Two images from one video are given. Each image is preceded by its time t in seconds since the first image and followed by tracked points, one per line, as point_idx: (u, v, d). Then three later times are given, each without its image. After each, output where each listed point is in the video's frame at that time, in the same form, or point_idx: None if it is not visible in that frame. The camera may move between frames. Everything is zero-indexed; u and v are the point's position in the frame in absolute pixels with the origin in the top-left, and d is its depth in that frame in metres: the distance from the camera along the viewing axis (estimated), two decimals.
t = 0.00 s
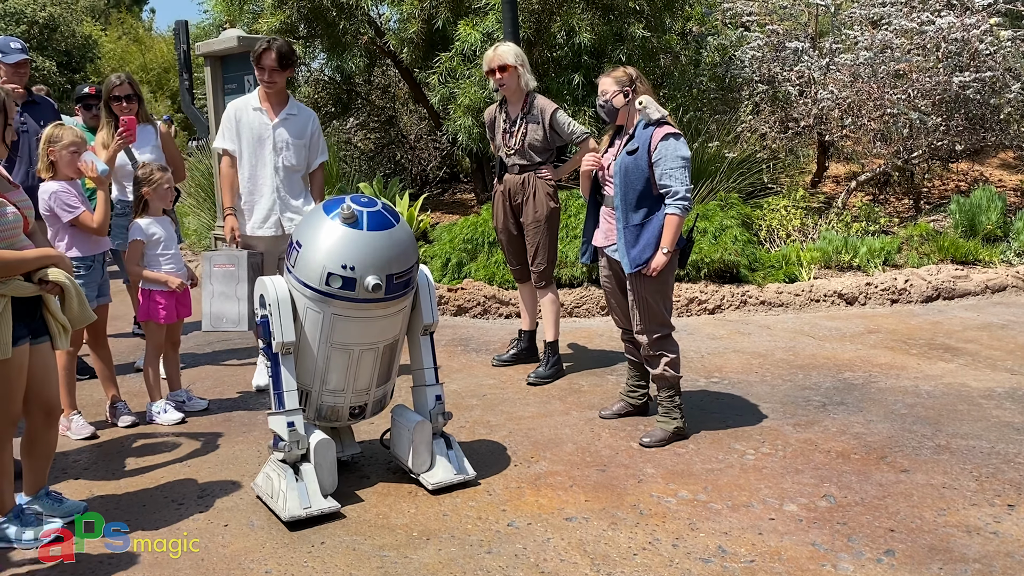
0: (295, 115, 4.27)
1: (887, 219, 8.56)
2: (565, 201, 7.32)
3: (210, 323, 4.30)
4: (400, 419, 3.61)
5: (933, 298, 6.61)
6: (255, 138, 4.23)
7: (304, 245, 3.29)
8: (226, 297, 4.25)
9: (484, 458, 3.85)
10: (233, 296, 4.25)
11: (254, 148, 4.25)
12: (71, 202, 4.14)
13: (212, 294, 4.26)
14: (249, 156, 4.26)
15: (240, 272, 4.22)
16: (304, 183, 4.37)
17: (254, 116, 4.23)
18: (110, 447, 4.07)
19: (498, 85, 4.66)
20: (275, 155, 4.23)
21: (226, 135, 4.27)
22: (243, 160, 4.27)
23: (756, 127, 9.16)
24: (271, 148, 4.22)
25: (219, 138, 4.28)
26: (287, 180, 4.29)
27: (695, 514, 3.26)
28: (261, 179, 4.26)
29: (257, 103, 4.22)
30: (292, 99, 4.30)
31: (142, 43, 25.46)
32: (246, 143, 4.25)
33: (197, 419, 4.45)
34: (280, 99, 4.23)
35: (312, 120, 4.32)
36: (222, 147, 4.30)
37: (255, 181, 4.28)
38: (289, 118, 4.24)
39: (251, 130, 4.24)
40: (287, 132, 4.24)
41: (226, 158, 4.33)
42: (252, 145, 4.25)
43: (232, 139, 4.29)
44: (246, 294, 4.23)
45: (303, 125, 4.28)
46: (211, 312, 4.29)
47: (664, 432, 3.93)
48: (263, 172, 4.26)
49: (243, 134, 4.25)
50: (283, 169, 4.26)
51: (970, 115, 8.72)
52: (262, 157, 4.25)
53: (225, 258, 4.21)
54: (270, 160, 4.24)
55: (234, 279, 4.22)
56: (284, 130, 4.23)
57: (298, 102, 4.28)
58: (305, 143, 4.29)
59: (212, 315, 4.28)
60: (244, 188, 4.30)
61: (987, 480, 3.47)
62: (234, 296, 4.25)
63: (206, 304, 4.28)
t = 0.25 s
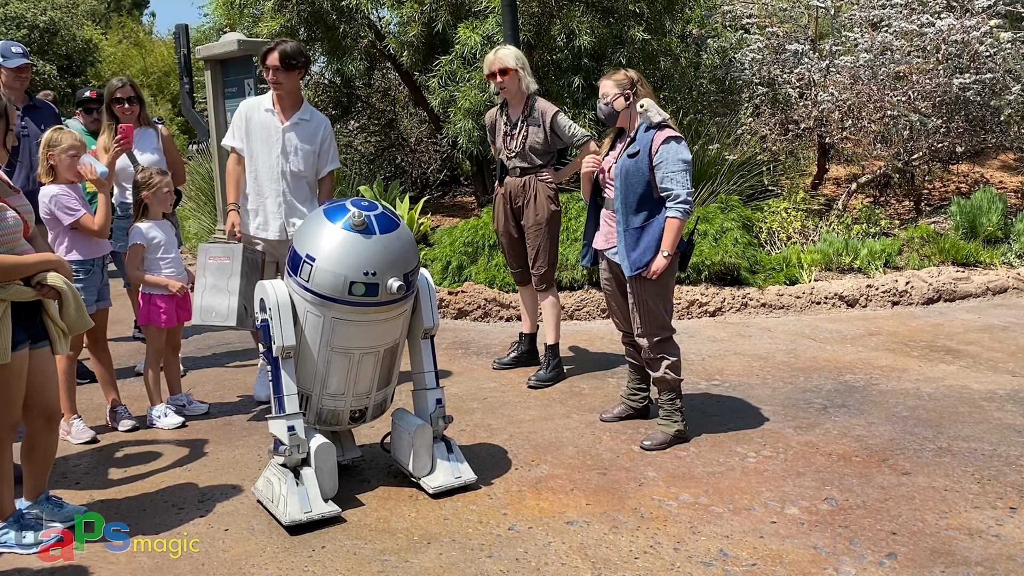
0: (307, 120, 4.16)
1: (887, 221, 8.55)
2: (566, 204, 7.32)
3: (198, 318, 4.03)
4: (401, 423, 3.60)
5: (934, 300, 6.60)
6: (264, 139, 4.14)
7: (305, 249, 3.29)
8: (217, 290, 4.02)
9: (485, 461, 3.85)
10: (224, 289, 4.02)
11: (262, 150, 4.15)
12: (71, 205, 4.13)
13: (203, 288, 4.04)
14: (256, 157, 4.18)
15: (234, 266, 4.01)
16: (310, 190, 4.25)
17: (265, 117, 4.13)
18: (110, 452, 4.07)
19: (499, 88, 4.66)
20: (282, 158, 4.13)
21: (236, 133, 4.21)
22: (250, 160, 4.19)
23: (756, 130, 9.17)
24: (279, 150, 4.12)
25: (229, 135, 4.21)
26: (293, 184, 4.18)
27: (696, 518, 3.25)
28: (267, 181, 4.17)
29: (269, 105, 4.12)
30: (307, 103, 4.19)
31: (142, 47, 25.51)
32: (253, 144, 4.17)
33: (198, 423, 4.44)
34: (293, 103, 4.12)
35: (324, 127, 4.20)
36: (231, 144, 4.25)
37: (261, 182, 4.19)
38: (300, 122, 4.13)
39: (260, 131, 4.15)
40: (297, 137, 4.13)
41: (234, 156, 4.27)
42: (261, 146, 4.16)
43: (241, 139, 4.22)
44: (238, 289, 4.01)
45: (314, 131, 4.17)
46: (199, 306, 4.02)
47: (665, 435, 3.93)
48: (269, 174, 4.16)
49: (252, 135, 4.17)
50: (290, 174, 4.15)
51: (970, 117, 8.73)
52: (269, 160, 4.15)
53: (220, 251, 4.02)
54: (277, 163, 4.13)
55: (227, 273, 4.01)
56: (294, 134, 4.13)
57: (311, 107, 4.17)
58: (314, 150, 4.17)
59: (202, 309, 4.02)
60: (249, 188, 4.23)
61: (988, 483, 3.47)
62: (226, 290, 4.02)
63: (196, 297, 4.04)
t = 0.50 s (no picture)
0: (310, 126, 4.13)
1: (888, 223, 8.56)
2: (566, 206, 7.32)
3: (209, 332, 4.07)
4: (402, 426, 3.60)
5: (934, 302, 6.61)
6: (267, 145, 4.10)
7: (307, 252, 3.29)
8: (223, 302, 4.03)
9: (486, 464, 3.85)
10: (230, 300, 4.03)
11: (265, 155, 4.11)
12: (71, 208, 4.14)
13: (210, 301, 4.05)
14: (258, 162, 4.13)
15: (236, 276, 4.01)
16: (313, 197, 4.20)
17: (268, 122, 4.09)
18: (112, 456, 4.07)
19: (500, 91, 4.67)
20: (286, 164, 4.09)
21: (238, 138, 4.15)
22: (252, 165, 4.14)
23: (756, 132, 9.20)
24: (282, 156, 4.08)
25: (231, 140, 4.16)
26: (295, 191, 4.14)
27: (698, 521, 3.25)
28: (269, 187, 4.12)
29: (272, 110, 4.08)
30: (310, 108, 4.16)
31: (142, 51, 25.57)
32: (256, 149, 4.12)
33: (199, 426, 4.44)
34: (296, 108, 4.08)
35: (328, 132, 4.17)
36: (233, 149, 4.18)
37: (263, 188, 4.14)
38: (303, 128, 4.10)
39: (262, 137, 4.10)
40: (300, 143, 4.10)
41: (236, 161, 4.21)
42: (263, 151, 4.11)
43: (243, 144, 4.16)
44: (243, 298, 4.02)
45: (317, 136, 4.14)
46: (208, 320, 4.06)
47: (667, 438, 3.92)
48: (273, 180, 4.12)
49: (254, 140, 4.12)
50: (293, 179, 4.11)
51: (970, 118, 8.70)
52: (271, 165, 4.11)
53: (221, 262, 4.00)
54: (280, 168, 4.09)
55: (231, 284, 4.00)
56: (297, 140, 4.09)
57: (314, 112, 4.14)
58: (317, 156, 4.14)
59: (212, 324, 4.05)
60: (251, 194, 4.17)
61: (990, 485, 3.46)
62: (232, 301, 4.03)
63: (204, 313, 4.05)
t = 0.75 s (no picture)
0: (304, 128, 4.13)
1: (889, 226, 8.56)
2: (567, 210, 7.33)
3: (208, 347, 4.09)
4: (404, 430, 3.60)
5: (936, 305, 6.61)
6: (262, 151, 4.10)
7: (308, 255, 3.29)
8: (221, 319, 4.03)
9: (487, 468, 3.85)
10: (227, 317, 4.03)
11: (261, 162, 4.11)
12: (72, 212, 4.14)
13: (208, 317, 4.05)
14: (255, 169, 4.12)
15: (234, 292, 3.99)
16: (312, 199, 4.21)
17: (262, 128, 4.10)
18: (114, 460, 4.07)
19: (502, 95, 4.68)
20: (283, 169, 4.09)
21: (232, 147, 4.15)
22: (249, 173, 4.13)
23: (756, 136, 9.23)
24: (279, 161, 4.08)
25: (225, 151, 4.15)
26: (295, 195, 4.13)
27: (700, 524, 3.25)
28: (268, 194, 4.12)
29: (264, 115, 4.09)
30: (301, 111, 4.16)
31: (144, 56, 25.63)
32: (251, 157, 4.12)
33: (201, 431, 4.44)
34: (288, 111, 4.09)
35: (322, 133, 4.17)
36: (228, 160, 4.17)
37: (261, 195, 4.13)
38: (297, 131, 4.10)
39: (257, 143, 4.10)
40: (295, 146, 4.10)
41: (232, 171, 4.20)
42: (259, 158, 4.11)
43: (237, 153, 4.16)
44: (240, 315, 4.02)
45: (312, 138, 4.14)
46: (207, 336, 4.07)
47: (668, 441, 3.92)
48: (271, 187, 4.11)
49: (249, 147, 4.12)
50: (291, 184, 4.12)
51: (971, 121, 8.70)
52: (268, 172, 4.11)
53: (219, 278, 3.97)
54: (277, 174, 4.09)
55: (227, 300, 4.00)
56: (292, 143, 4.10)
57: (307, 114, 4.14)
58: (314, 158, 4.14)
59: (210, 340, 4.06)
60: (250, 204, 4.15)
61: (992, 488, 3.46)
62: (229, 317, 4.03)
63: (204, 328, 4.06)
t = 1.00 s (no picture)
0: (299, 129, 4.13)
1: (890, 229, 8.56)
2: (568, 213, 7.34)
3: (213, 355, 3.97)
4: (405, 433, 3.60)
5: (937, 308, 6.61)
6: (258, 154, 4.10)
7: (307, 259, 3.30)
8: (232, 326, 3.94)
9: (489, 471, 3.85)
10: (239, 325, 3.93)
11: (258, 165, 4.10)
12: (74, 216, 4.15)
13: (218, 324, 3.96)
14: (253, 173, 4.11)
15: (248, 300, 3.92)
16: (311, 200, 4.23)
17: (257, 131, 4.08)
18: (115, 463, 4.07)
19: (504, 98, 4.68)
20: (280, 173, 4.10)
21: (227, 152, 4.12)
22: (246, 178, 4.12)
23: (757, 138, 9.25)
24: (277, 164, 4.09)
25: (219, 156, 4.12)
26: (294, 198, 4.14)
27: (701, 527, 3.24)
28: (267, 198, 4.12)
29: (259, 118, 4.07)
30: (294, 112, 4.16)
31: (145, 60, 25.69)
32: (248, 161, 4.11)
33: (202, 434, 4.44)
34: (282, 113, 4.09)
35: (317, 133, 4.18)
36: (223, 164, 4.14)
37: (259, 200, 4.12)
38: (293, 132, 4.11)
39: (253, 146, 4.09)
40: (292, 148, 4.10)
41: (227, 177, 4.17)
42: (256, 162, 4.10)
43: (233, 157, 4.13)
44: (253, 323, 3.90)
45: (308, 139, 4.15)
46: (214, 342, 3.96)
47: (670, 444, 3.92)
48: (270, 191, 4.12)
49: (245, 151, 4.10)
50: (289, 187, 4.12)
51: (972, 124, 8.73)
52: (266, 175, 4.11)
53: (232, 284, 3.94)
54: (276, 178, 4.09)
55: (241, 307, 3.91)
56: (288, 145, 4.10)
57: (301, 115, 4.14)
58: (311, 159, 4.15)
59: (217, 347, 3.96)
60: (248, 209, 4.13)
61: (994, 491, 3.46)
62: (240, 325, 3.93)
63: (211, 335, 3.96)
